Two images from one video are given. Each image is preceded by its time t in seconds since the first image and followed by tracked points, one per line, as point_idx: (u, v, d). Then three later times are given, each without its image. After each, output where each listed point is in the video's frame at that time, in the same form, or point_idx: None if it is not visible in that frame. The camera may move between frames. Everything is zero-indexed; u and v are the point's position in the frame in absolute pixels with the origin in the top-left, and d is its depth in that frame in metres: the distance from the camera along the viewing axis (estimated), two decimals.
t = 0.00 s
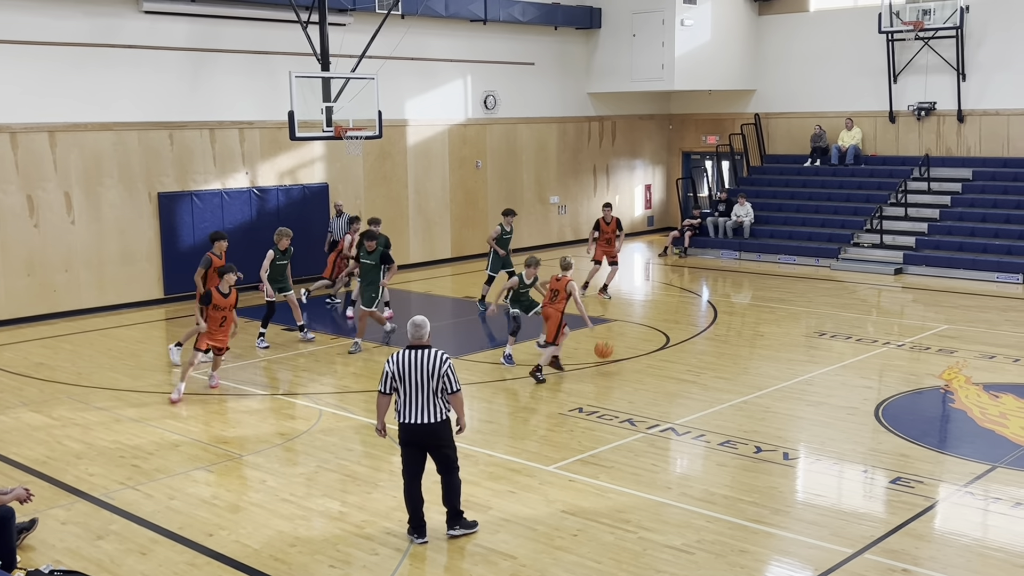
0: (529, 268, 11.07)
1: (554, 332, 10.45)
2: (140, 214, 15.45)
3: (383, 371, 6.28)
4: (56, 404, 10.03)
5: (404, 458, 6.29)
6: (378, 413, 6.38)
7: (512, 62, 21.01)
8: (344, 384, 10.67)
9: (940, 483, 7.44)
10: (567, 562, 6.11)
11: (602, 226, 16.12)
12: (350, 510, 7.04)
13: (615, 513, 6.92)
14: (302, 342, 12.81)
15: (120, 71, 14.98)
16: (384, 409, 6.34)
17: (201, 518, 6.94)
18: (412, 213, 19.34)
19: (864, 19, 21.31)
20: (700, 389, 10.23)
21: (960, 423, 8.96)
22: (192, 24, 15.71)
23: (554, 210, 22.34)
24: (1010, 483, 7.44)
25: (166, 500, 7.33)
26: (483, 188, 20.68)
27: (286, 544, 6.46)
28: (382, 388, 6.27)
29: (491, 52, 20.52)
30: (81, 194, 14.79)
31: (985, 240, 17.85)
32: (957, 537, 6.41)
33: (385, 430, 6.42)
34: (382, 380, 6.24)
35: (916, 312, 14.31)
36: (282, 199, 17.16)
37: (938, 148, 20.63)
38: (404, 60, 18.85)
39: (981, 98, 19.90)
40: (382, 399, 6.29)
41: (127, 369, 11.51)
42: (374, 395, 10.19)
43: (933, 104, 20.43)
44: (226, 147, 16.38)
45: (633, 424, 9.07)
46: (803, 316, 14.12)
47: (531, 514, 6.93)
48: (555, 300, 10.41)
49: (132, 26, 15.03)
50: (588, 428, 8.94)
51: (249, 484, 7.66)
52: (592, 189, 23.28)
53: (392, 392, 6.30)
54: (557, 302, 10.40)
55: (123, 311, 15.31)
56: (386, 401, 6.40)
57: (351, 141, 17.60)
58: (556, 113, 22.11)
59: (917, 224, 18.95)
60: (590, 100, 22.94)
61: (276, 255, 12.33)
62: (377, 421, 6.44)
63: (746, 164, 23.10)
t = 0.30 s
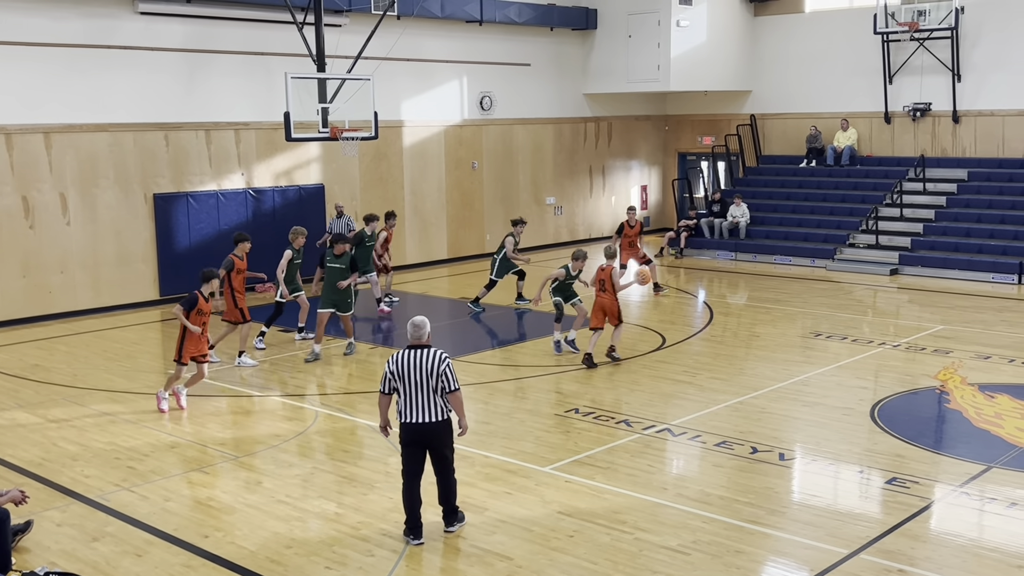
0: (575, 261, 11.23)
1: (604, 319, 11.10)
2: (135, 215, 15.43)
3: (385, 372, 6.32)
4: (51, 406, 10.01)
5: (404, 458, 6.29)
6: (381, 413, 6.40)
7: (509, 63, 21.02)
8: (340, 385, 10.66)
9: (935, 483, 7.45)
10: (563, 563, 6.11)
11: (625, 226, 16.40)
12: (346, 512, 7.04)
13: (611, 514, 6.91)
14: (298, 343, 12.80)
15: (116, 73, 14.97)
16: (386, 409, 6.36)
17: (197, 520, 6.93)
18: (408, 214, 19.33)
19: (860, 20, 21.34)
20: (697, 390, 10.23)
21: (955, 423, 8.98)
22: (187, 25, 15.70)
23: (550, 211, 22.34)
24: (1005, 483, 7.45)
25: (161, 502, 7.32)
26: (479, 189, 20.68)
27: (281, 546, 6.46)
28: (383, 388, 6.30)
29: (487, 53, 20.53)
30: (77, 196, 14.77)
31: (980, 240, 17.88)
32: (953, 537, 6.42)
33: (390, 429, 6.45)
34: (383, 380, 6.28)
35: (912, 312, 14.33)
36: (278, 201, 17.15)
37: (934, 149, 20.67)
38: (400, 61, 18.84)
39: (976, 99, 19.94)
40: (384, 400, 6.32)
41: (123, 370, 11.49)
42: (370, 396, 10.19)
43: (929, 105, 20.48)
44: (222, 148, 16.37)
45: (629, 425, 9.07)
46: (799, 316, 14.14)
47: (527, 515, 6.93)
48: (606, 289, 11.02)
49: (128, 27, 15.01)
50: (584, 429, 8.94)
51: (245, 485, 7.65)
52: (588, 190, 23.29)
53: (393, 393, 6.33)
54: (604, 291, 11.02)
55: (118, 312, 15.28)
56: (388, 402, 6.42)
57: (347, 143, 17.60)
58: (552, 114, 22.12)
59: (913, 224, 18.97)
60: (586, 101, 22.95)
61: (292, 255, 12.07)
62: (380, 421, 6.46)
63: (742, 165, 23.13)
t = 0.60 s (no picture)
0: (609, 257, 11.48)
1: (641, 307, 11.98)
2: (130, 216, 15.40)
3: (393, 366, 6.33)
4: (45, 407, 9.99)
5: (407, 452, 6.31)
6: (388, 407, 6.41)
7: (504, 64, 21.03)
8: (337, 386, 10.66)
9: (930, 483, 7.46)
10: (559, 564, 6.11)
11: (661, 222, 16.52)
12: (342, 513, 7.03)
13: (607, 514, 6.92)
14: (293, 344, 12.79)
15: (111, 74, 14.94)
16: (393, 402, 6.37)
17: (192, 521, 6.92)
18: (403, 214, 19.32)
19: (854, 20, 21.38)
20: (692, 390, 10.24)
21: (951, 423, 8.99)
22: (182, 26, 15.69)
23: (545, 211, 22.34)
24: (1000, 483, 7.46)
25: (156, 503, 7.30)
26: (474, 189, 20.68)
27: (277, 547, 6.45)
28: (390, 382, 6.32)
29: (482, 53, 20.52)
30: (71, 196, 14.74)
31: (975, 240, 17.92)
32: (948, 537, 6.43)
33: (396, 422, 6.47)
34: (390, 374, 6.30)
35: (907, 312, 14.35)
36: (273, 202, 17.15)
37: (928, 149, 20.71)
38: (395, 62, 18.83)
39: (971, 99, 19.98)
40: (390, 393, 6.34)
41: (118, 371, 11.47)
42: (365, 397, 10.18)
43: (923, 105, 20.52)
44: (216, 149, 16.34)
45: (624, 425, 9.07)
46: (794, 316, 14.16)
47: (523, 515, 6.93)
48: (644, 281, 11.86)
49: (123, 28, 14.98)
50: (580, 430, 8.95)
51: (240, 486, 7.64)
52: (583, 191, 23.31)
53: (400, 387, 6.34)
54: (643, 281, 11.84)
55: (113, 313, 15.25)
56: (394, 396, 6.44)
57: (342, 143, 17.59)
58: (548, 114, 22.13)
59: (907, 224, 19.01)
60: (581, 101, 22.96)
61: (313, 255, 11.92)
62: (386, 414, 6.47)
63: (737, 166, 23.15)
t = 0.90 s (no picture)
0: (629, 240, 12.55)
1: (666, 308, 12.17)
2: (126, 217, 15.38)
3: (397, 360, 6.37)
4: (41, 408, 9.97)
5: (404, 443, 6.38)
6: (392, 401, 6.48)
7: (499, 64, 21.03)
8: (333, 386, 10.64)
9: (926, 482, 7.47)
10: (555, 564, 6.11)
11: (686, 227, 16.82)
12: (338, 513, 7.03)
13: (603, 514, 6.92)
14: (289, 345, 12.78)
15: (106, 74, 14.92)
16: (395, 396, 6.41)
17: (187, 522, 6.92)
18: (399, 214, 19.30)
19: (849, 19, 21.41)
20: (688, 390, 10.25)
21: (946, 422, 9.00)
22: (178, 26, 15.67)
23: (541, 211, 22.34)
24: (995, 482, 7.47)
25: (152, 504, 7.29)
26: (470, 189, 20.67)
27: (272, 548, 6.45)
28: (393, 376, 6.35)
29: (478, 53, 20.51)
30: (66, 197, 14.71)
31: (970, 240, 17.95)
32: (943, 536, 6.44)
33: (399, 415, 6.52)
34: (394, 368, 6.32)
35: (902, 312, 14.37)
36: (268, 202, 17.12)
37: (923, 148, 20.73)
38: (390, 62, 18.81)
39: (966, 99, 20.01)
40: (393, 387, 6.37)
41: (113, 372, 11.46)
42: (361, 397, 10.17)
43: (918, 105, 20.54)
44: (211, 149, 16.32)
45: (621, 425, 9.08)
46: (790, 316, 14.17)
47: (519, 515, 6.93)
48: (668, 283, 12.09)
49: (118, 28, 14.95)
50: (576, 429, 8.95)
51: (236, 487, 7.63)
52: (578, 190, 23.31)
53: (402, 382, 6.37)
54: (671, 284, 12.06)
55: (108, 314, 15.23)
56: (398, 388, 6.49)
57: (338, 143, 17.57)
58: (543, 114, 22.13)
59: (902, 223, 19.05)
60: (576, 101, 22.97)
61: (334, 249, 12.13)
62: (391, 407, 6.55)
63: (733, 165, 23.17)
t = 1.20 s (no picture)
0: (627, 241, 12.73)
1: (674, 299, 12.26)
2: (122, 217, 15.35)
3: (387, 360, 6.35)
4: (37, 408, 9.95)
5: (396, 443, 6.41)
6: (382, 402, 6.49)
7: (496, 63, 21.02)
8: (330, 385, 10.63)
9: (923, 480, 7.48)
10: (552, 563, 6.11)
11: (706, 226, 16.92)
12: (335, 513, 7.02)
13: (600, 513, 6.91)
14: (285, 344, 12.76)
15: (102, 73, 14.89)
16: (385, 398, 6.41)
17: (184, 522, 6.91)
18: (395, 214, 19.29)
19: (845, 18, 21.43)
20: (685, 388, 10.25)
21: (943, 420, 9.01)
22: (174, 26, 15.64)
23: (538, 211, 22.34)
24: (992, 481, 7.48)
25: (149, 504, 7.28)
26: (467, 188, 20.66)
27: (270, 547, 6.44)
28: (383, 377, 6.33)
29: (473, 53, 20.50)
30: (62, 196, 14.68)
31: (966, 238, 17.97)
32: (940, 534, 6.45)
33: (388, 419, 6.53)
34: (384, 369, 6.30)
35: (898, 310, 14.38)
36: (265, 201, 17.10)
37: (919, 147, 20.76)
38: (387, 61, 18.80)
39: (962, 97, 20.04)
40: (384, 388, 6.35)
41: (109, 372, 11.44)
42: (358, 397, 10.16)
43: (915, 103, 20.55)
44: (208, 148, 16.30)
45: (618, 424, 9.07)
46: (786, 314, 14.18)
47: (516, 514, 6.93)
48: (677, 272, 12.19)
49: (113, 27, 14.93)
50: (573, 428, 8.94)
51: (233, 487, 7.62)
52: (575, 190, 23.31)
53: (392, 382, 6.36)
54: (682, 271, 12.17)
55: (104, 314, 15.20)
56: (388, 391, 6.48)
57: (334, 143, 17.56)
58: (540, 113, 22.12)
59: (899, 222, 19.10)
60: (573, 100, 22.97)
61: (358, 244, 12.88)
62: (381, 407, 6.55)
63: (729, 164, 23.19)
